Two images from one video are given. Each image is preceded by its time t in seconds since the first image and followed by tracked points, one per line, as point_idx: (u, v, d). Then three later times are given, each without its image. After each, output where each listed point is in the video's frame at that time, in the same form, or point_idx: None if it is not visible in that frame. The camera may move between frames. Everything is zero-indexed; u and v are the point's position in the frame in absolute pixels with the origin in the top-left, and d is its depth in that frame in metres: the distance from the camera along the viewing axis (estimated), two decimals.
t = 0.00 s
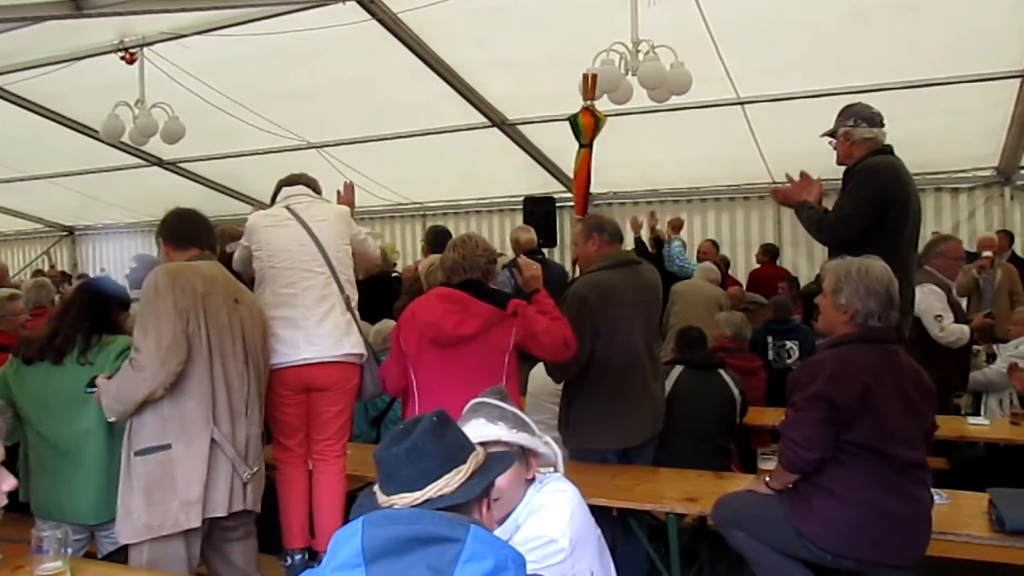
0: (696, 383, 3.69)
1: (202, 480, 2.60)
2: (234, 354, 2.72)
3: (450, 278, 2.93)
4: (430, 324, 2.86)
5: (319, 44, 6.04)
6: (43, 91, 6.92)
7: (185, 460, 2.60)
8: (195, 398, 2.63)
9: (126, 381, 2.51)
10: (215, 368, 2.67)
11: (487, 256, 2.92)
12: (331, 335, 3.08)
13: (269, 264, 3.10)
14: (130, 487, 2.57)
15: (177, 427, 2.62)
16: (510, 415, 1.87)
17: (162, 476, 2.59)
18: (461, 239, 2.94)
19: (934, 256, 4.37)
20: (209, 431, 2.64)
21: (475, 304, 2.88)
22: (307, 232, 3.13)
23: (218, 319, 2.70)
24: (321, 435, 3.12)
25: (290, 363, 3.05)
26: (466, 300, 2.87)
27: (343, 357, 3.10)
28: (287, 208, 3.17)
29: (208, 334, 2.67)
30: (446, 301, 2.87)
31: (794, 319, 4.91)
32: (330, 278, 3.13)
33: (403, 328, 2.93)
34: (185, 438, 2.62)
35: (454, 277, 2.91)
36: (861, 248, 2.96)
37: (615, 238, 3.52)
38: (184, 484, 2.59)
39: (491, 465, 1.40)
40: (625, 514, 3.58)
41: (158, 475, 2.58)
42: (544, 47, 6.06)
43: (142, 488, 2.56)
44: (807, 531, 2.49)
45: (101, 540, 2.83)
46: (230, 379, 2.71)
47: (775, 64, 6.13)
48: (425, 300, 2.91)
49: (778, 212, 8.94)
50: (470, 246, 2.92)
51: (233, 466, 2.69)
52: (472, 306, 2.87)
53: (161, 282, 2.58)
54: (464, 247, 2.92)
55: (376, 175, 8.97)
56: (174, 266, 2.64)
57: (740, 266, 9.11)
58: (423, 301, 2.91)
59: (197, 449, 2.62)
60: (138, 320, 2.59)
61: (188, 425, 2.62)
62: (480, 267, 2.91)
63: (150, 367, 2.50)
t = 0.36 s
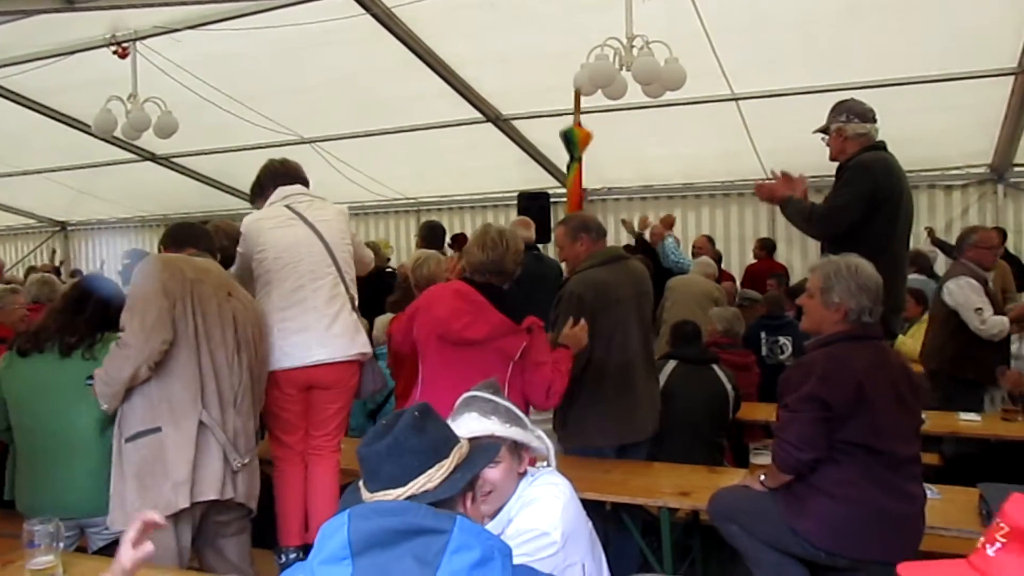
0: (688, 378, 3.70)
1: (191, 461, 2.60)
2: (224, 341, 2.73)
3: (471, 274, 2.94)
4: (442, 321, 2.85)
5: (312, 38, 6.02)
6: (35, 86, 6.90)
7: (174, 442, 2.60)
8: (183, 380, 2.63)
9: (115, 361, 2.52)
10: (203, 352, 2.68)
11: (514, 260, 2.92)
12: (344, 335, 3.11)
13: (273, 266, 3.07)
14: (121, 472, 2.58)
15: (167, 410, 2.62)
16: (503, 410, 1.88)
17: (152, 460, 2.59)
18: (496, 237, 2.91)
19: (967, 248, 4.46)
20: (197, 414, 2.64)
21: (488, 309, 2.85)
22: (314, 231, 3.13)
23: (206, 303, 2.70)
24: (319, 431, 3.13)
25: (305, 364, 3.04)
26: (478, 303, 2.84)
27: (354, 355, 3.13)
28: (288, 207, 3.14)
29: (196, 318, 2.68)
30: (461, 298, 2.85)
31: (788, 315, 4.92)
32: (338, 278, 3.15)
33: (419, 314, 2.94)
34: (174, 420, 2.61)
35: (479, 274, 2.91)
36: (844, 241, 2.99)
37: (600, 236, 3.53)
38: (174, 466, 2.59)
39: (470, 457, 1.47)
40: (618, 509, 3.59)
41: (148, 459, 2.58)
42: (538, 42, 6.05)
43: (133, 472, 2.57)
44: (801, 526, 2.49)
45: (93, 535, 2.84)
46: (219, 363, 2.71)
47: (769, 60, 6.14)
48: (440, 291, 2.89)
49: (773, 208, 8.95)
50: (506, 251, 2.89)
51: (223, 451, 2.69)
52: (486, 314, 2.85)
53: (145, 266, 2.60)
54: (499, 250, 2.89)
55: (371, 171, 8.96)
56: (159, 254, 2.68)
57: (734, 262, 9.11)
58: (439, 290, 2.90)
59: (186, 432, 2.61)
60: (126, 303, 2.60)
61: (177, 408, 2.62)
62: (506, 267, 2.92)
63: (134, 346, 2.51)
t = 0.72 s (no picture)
0: (687, 373, 3.70)
1: (176, 460, 2.58)
2: (209, 338, 2.70)
3: (469, 272, 2.91)
4: (455, 322, 2.84)
5: (311, 33, 6.01)
6: (34, 81, 6.89)
7: (160, 441, 2.58)
8: (168, 378, 2.61)
9: (100, 362, 2.53)
10: (188, 349, 2.65)
11: (509, 257, 2.89)
12: (347, 335, 3.12)
13: (275, 267, 3.06)
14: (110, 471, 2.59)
15: (153, 409, 2.61)
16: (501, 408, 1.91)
17: (141, 458, 2.59)
18: (490, 233, 2.86)
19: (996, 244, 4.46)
20: (182, 411, 2.62)
21: (503, 303, 2.87)
22: (314, 231, 3.13)
23: (190, 300, 2.68)
24: (319, 427, 3.13)
25: (309, 363, 3.05)
26: (490, 297, 2.85)
27: (358, 354, 3.15)
28: (285, 207, 3.12)
29: (180, 315, 2.65)
30: (470, 297, 2.85)
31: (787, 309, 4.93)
32: (339, 278, 3.17)
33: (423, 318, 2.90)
34: (159, 418, 2.60)
35: (479, 272, 2.88)
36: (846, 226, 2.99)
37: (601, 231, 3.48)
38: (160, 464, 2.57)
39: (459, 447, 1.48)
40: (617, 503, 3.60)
41: (135, 458, 2.58)
42: (539, 36, 6.04)
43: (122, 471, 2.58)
44: (798, 520, 2.50)
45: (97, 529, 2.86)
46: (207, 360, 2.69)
47: (769, 55, 6.14)
48: (448, 292, 2.89)
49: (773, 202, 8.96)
50: (501, 249, 2.86)
51: (211, 447, 2.67)
52: (499, 305, 2.87)
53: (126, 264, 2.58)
54: (495, 247, 2.86)
55: (370, 165, 8.94)
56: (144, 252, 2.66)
57: (734, 257, 9.12)
58: (447, 292, 2.88)
59: (171, 429, 2.59)
60: (109, 304, 2.60)
61: (162, 405, 2.61)
62: (504, 264, 2.88)
63: (117, 347, 2.51)
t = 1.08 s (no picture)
0: (685, 367, 3.71)
1: (172, 456, 2.55)
2: (203, 331, 2.67)
3: (475, 266, 2.89)
4: (462, 317, 2.81)
5: (309, 29, 6.00)
6: (29, 78, 6.86)
7: (155, 436, 2.55)
8: (163, 372, 2.58)
9: (94, 358, 2.50)
10: (182, 343, 2.62)
11: (516, 251, 2.90)
12: (327, 332, 3.08)
13: (259, 261, 3.04)
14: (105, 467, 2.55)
15: (148, 404, 2.57)
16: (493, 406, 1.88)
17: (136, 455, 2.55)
18: (498, 227, 2.86)
19: None
20: (178, 406, 2.59)
21: (510, 299, 2.85)
22: (297, 228, 3.07)
23: (185, 293, 2.64)
24: (315, 422, 3.11)
25: (288, 360, 3.04)
26: (500, 293, 2.83)
27: (339, 352, 3.10)
28: (273, 201, 3.08)
29: (176, 309, 2.62)
30: (478, 292, 2.82)
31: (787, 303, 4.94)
32: (322, 274, 3.10)
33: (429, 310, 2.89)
34: (155, 413, 2.57)
35: (485, 267, 2.87)
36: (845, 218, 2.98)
37: (601, 224, 3.44)
38: (156, 460, 2.54)
39: (448, 441, 1.43)
40: (616, 498, 3.60)
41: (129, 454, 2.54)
42: (537, 32, 6.04)
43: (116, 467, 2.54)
44: (791, 513, 2.50)
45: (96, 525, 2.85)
46: (201, 354, 2.66)
47: (767, 50, 6.15)
48: (455, 285, 2.86)
49: (770, 196, 8.97)
50: (510, 243, 2.86)
51: (208, 440, 2.63)
52: (510, 302, 2.84)
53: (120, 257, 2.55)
54: (503, 242, 2.86)
55: (367, 161, 8.93)
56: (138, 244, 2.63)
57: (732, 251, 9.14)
58: (454, 284, 2.86)
59: (168, 424, 2.56)
60: (102, 299, 2.56)
61: (158, 400, 2.57)
62: (512, 258, 2.89)
63: (114, 341, 2.47)
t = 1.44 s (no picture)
0: (684, 364, 3.71)
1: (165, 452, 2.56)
2: (198, 328, 2.67)
3: (475, 262, 2.93)
4: (451, 310, 2.82)
5: (309, 26, 6.01)
6: (29, 75, 6.86)
7: (148, 433, 2.57)
8: (157, 370, 2.59)
9: (89, 355, 2.53)
10: (177, 340, 2.62)
11: (515, 246, 2.90)
12: (311, 333, 3.07)
13: (250, 258, 3.07)
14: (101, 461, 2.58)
15: (142, 401, 2.59)
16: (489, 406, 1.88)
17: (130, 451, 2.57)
18: (497, 223, 2.88)
19: None
20: (172, 402, 2.60)
21: (502, 296, 2.85)
22: (287, 226, 3.07)
23: (179, 290, 2.65)
24: (310, 419, 3.12)
25: (274, 356, 3.06)
26: (491, 291, 2.84)
27: (324, 352, 3.09)
28: (267, 196, 3.08)
29: (170, 305, 2.63)
30: (472, 288, 2.83)
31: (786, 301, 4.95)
32: (311, 272, 3.09)
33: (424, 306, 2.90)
34: (148, 410, 2.58)
35: (487, 261, 2.88)
36: (847, 215, 2.98)
37: (600, 220, 3.39)
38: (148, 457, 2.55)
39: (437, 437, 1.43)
40: (615, 495, 3.61)
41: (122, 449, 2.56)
42: (537, 28, 6.04)
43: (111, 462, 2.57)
44: (786, 510, 2.51)
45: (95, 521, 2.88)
46: (196, 350, 2.66)
47: (767, 46, 6.15)
48: (451, 280, 2.87)
49: (770, 192, 8.98)
50: (508, 238, 2.87)
51: (202, 438, 2.64)
52: (498, 299, 2.84)
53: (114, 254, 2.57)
54: (501, 236, 2.87)
55: (367, 158, 8.93)
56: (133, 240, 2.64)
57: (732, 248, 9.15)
58: (447, 279, 2.87)
59: (161, 421, 2.58)
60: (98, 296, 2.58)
61: (151, 397, 2.59)
62: (511, 253, 2.89)
63: (107, 338, 2.50)
